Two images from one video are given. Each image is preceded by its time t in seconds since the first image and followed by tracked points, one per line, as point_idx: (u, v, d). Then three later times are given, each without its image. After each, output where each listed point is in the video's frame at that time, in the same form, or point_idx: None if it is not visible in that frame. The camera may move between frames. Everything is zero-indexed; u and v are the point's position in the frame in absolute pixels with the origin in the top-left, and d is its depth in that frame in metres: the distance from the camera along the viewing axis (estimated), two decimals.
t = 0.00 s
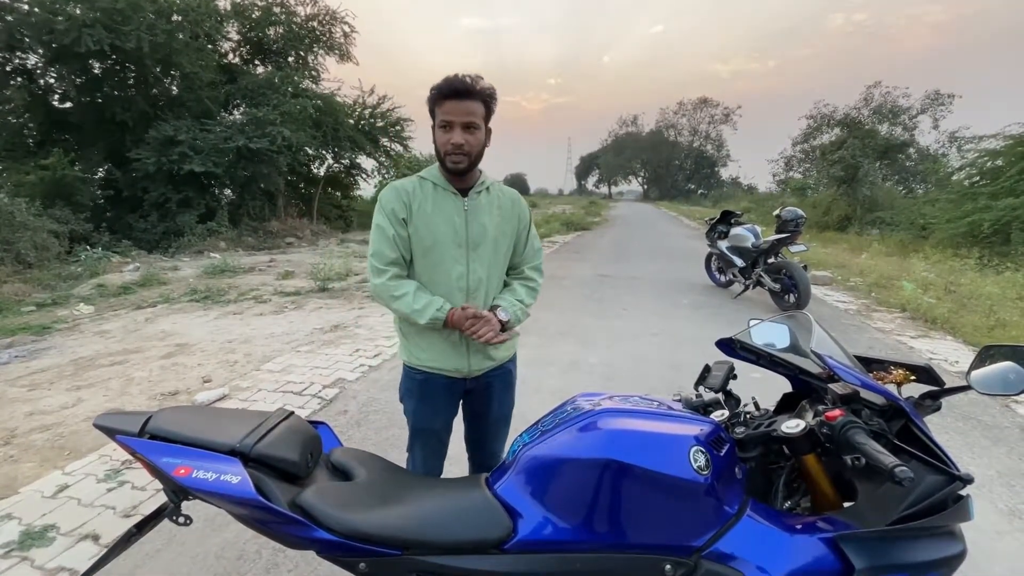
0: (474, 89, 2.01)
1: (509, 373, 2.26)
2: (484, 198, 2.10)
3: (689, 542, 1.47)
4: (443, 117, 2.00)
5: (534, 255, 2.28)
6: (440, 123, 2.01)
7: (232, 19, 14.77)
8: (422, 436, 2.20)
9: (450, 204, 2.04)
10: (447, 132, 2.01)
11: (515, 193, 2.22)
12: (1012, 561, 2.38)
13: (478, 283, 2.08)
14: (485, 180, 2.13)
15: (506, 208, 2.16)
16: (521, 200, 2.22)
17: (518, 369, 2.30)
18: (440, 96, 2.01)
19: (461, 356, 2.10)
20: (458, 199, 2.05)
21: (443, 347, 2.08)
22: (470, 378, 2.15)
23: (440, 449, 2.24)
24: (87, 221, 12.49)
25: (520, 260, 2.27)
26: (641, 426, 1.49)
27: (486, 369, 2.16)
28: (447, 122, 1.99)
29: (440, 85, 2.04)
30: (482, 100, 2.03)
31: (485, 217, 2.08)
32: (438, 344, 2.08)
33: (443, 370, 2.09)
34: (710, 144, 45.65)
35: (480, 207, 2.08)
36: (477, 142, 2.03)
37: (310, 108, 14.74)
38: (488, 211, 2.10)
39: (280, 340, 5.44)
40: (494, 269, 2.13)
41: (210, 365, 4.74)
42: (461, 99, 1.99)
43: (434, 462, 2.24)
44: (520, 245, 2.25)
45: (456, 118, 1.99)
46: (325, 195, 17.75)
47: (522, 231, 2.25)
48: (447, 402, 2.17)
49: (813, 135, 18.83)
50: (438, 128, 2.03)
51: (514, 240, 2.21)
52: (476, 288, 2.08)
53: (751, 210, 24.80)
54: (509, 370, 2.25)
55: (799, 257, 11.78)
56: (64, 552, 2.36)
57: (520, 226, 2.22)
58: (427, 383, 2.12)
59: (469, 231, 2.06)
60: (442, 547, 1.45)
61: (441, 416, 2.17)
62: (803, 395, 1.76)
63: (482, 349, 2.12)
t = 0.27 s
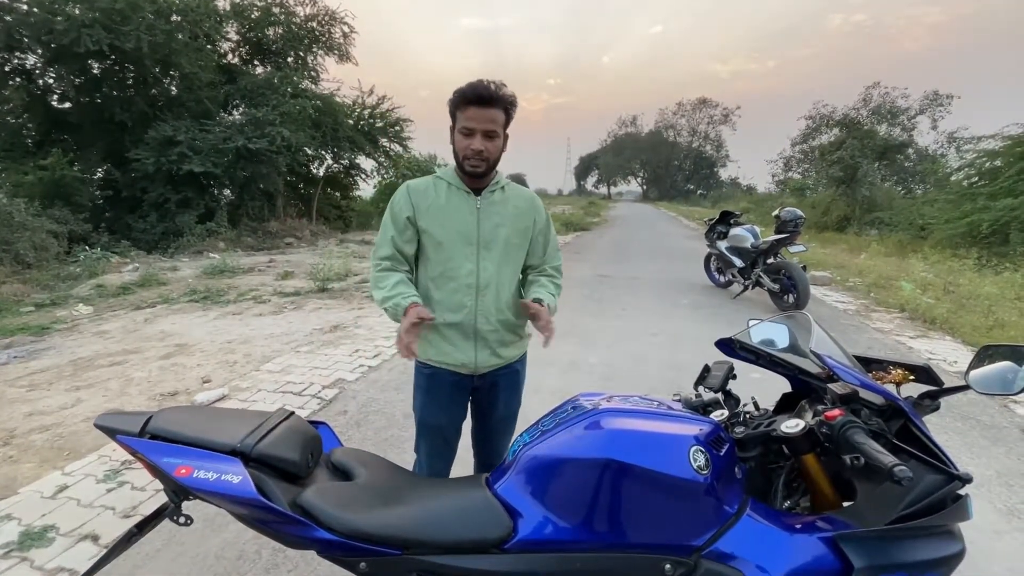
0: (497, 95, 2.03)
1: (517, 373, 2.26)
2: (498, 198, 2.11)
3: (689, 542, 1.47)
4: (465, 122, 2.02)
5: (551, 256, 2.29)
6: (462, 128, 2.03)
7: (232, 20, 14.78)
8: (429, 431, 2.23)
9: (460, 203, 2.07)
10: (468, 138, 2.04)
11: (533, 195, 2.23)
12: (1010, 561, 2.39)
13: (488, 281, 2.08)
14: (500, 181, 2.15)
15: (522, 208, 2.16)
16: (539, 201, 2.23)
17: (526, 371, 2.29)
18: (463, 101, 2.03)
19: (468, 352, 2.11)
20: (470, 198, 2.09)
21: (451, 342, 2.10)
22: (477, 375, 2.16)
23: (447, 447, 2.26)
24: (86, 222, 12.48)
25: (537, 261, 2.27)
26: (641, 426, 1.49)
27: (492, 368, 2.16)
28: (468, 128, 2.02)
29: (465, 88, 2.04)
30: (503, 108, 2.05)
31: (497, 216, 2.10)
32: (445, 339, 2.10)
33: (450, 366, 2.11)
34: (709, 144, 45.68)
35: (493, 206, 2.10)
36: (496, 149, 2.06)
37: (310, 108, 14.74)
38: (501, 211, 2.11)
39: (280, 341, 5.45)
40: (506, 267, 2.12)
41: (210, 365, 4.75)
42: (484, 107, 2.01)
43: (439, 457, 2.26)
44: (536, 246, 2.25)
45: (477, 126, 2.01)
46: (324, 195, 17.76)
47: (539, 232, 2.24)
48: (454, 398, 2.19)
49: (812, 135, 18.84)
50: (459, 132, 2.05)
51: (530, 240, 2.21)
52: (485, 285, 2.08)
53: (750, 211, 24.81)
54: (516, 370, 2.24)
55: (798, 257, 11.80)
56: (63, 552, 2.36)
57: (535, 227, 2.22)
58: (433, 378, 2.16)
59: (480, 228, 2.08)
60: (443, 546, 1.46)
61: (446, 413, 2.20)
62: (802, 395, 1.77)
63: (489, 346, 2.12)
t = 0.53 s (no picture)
0: (497, 97, 2.03)
1: (519, 372, 2.26)
2: (508, 199, 2.13)
3: (687, 542, 1.48)
4: (467, 128, 2.04)
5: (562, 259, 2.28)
6: (465, 133, 2.06)
7: (231, 19, 14.78)
8: (429, 426, 2.24)
9: (470, 203, 2.10)
10: (473, 142, 2.06)
11: (545, 198, 2.24)
12: (1007, 560, 2.40)
13: (493, 281, 2.09)
14: (511, 182, 2.16)
15: (532, 210, 2.17)
16: (550, 204, 2.23)
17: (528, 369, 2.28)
18: (464, 106, 2.04)
19: (469, 349, 2.13)
20: (480, 199, 2.11)
21: (454, 339, 2.13)
22: (478, 371, 2.17)
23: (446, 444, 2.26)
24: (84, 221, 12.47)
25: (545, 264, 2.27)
26: (639, 427, 1.50)
27: (494, 365, 2.17)
28: (471, 133, 2.04)
29: (465, 92, 2.05)
30: (506, 109, 2.05)
31: (506, 218, 2.11)
32: (449, 335, 2.13)
33: (452, 361, 2.14)
34: (708, 144, 45.70)
35: (503, 207, 2.12)
36: (502, 150, 2.07)
37: (308, 108, 14.73)
38: (510, 213, 2.12)
39: (279, 341, 5.45)
40: (513, 268, 2.13)
41: (209, 365, 4.75)
42: (484, 111, 2.01)
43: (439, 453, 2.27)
44: (545, 249, 2.25)
45: (480, 130, 2.02)
46: (323, 195, 17.76)
47: (548, 236, 2.24)
48: (455, 393, 2.20)
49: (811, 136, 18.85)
50: (463, 136, 2.08)
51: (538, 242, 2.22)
52: (489, 285, 2.09)
53: (749, 210, 24.81)
54: (518, 368, 2.24)
55: (796, 257, 11.81)
56: (61, 553, 2.36)
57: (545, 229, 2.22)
58: (436, 371, 2.18)
59: (488, 229, 2.10)
60: (442, 547, 1.46)
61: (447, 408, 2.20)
62: (801, 396, 1.77)
63: (491, 344, 2.14)
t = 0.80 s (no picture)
0: (510, 99, 2.03)
1: (521, 367, 2.27)
2: (511, 199, 2.13)
3: (687, 542, 1.47)
4: (478, 128, 2.03)
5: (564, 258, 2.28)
6: (475, 133, 2.05)
7: (230, 19, 14.77)
8: (431, 423, 2.23)
9: (474, 203, 2.11)
10: (482, 142, 2.05)
11: (547, 198, 2.25)
12: (1007, 560, 2.40)
13: (496, 280, 2.10)
14: (515, 182, 2.16)
15: (534, 209, 2.18)
16: (551, 204, 2.24)
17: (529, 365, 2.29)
18: (475, 106, 2.03)
19: (474, 346, 2.13)
20: (484, 199, 2.11)
21: (458, 336, 2.13)
22: (481, 367, 2.17)
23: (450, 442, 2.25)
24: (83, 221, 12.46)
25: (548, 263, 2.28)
26: (638, 426, 1.50)
27: (497, 361, 2.17)
28: (482, 133, 2.03)
29: (477, 93, 2.05)
30: (517, 111, 2.05)
31: (509, 217, 2.12)
32: (452, 332, 2.14)
33: (456, 358, 2.14)
34: (708, 144, 45.69)
35: (506, 207, 2.12)
36: (509, 153, 2.07)
37: (308, 108, 14.71)
38: (512, 212, 2.13)
39: (278, 340, 5.44)
40: (516, 266, 2.13)
41: (208, 365, 4.74)
42: (496, 112, 2.01)
43: (444, 451, 2.25)
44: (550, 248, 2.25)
45: (491, 131, 2.02)
46: (323, 195, 17.75)
47: (553, 236, 2.24)
48: (457, 390, 2.20)
49: (811, 136, 18.85)
50: (472, 137, 2.07)
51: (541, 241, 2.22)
52: (492, 283, 2.10)
53: (749, 210, 24.80)
54: (518, 364, 2.25)
55: (796, 256, 11.81)
56: (61, 552, 2.36)
57: (547, 228, 2.22)
58: (439, 368, 2.18)
59: (491, 229, 2.10)
60: (441, 546, 1.45)
61: (451, 403, 2.20)
62: (800, 395, 1.77)
63: (494, 340, 2.14)
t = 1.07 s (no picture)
0: (486, 96, 2.05)
1: (520, 367, 2.24)
2: (506, 196, 2.11)
3: (689, 543, 1.46)
4: (459, 129, 2.07)
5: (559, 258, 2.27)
6: (458, 134, 2.08)
7: (231, 19, 14.76)
8: (431, 422, 2.23)
9: (468, 202, 2.10)
10: (465, 142, 2.07)
11: (544, 195, 2.22)
12: (1010, 561, 2.38)
13: (491, 278, 2.10)
14: (511, 179, 2.14)
15: (530, 207, 2.15)
16: (549, 202, 2.21)
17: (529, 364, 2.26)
18: (455, 109, 2.08)
19: (469, 344, 2.13)
20: (479, 197, 2.10)
21: (454, 334, 2.14)
22: (479, 367, 2.16)
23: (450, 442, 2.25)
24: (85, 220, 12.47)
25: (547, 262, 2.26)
26: (639, 426, 1.49)
27: (493, 361, 2.16)
28: (463, 133, 2.06)
29: (457, 96, 2.09)
30: (496, 107, 2.07)
31: (504, 215, 2.10)
32: (448, 331, 2.15)
33: (452, 357, 2.14)
34: (709, 143, 45.65)
35: (501, 205, 2.10)
36: (493, 148, 2.07)
37: (309, 107, 14.70)
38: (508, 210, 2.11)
39: (279, 340, 5.44)
40: (511, 265, 2.13)
41: (209, 364, 4.74)
42: (475, 110, 2.04)
43: (443, 451, 2.26)
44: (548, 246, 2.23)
45: (471, 129, 2.04)
46: (324, 194, 17.75)
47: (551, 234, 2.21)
48: (456, 390, 2.19)
49: (813, 135, 18.83)
50: (457, 138, 2.10)
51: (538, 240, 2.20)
52: (487, 282, 2.10)
53: (751, 210, 24.76)
54: (517, 363, 2.22)
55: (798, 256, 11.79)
56: (61, 552, 2.35)
57: (546, 227, 2.18)
58: (438, 366, 2.18)
59: (486, 227, 2.09)
60: (441, 547, 1.44)
61: (450, 402, 2.19)
62: (803, 395, 1.76)
63: (490, 340, 2.13)
